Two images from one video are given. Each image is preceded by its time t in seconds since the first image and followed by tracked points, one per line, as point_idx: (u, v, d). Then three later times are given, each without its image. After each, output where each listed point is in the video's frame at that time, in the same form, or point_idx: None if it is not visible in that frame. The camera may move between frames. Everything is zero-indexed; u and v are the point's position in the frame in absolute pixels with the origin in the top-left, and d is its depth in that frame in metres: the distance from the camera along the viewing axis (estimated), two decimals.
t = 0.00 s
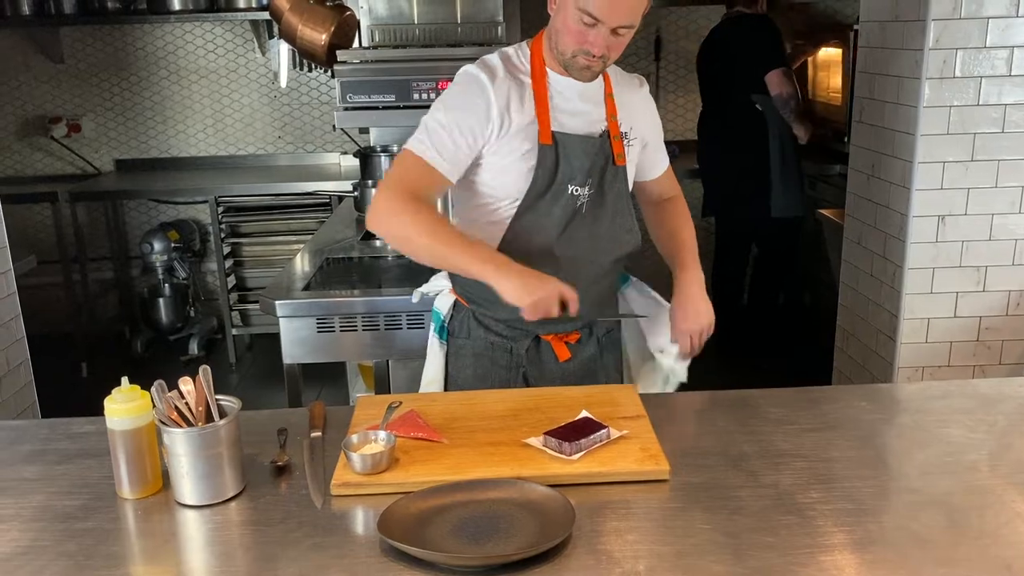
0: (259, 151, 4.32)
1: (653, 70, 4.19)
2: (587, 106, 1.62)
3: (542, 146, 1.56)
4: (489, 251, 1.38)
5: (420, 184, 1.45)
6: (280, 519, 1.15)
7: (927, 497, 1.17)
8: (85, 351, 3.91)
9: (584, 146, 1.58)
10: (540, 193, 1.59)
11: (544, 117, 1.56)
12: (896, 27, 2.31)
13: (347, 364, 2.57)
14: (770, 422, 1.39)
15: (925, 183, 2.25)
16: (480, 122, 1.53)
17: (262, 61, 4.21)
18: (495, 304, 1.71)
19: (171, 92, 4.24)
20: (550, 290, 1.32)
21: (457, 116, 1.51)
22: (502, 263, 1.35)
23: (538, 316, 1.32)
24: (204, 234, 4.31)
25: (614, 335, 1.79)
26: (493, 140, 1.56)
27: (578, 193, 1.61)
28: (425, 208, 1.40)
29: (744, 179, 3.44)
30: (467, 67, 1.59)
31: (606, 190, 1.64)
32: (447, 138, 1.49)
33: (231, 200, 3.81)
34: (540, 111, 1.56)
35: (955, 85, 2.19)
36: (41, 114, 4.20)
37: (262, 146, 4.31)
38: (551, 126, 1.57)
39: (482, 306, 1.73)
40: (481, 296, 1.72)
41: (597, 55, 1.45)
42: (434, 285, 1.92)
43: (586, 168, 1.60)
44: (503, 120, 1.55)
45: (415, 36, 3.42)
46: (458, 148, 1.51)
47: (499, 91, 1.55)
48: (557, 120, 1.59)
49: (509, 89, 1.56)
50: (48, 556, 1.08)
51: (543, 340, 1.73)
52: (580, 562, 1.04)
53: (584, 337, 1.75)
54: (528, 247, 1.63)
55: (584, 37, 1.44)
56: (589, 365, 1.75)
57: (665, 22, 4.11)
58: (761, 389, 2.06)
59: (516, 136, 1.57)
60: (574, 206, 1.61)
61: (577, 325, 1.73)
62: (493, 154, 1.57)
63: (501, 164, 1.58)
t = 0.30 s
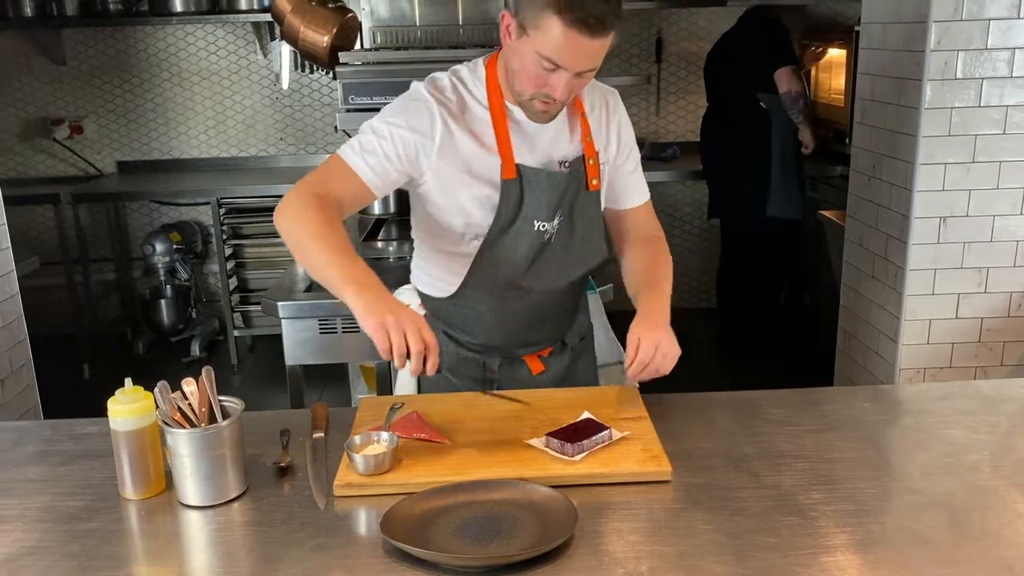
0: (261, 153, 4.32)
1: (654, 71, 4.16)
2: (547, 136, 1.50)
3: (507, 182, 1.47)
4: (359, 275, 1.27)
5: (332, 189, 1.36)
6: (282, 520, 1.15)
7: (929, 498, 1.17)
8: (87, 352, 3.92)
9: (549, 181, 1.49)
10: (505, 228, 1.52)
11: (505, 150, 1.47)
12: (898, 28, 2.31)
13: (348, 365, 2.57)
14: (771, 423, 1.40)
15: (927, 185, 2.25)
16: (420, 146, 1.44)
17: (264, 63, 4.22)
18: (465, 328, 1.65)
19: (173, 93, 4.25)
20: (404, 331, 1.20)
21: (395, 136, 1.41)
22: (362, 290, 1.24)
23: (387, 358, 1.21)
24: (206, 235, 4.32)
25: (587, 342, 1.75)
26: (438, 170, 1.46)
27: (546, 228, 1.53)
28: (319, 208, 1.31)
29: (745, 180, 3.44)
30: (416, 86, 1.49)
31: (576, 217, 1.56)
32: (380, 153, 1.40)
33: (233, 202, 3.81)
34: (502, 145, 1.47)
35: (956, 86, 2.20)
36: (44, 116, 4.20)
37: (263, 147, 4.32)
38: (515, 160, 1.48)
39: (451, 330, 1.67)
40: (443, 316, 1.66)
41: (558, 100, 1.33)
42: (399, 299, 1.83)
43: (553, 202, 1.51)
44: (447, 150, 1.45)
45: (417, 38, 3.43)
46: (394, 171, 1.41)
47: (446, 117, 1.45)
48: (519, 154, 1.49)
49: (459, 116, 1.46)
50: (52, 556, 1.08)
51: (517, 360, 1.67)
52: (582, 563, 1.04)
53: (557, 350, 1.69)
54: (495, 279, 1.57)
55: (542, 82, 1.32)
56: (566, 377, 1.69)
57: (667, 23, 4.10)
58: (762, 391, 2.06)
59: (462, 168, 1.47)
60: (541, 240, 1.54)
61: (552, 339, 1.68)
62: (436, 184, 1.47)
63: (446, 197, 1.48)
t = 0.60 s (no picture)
0: (263, 153, 4.33)
1: (655, 72, 4.15)
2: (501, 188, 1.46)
3: (464, 238, 1.47)
4: (358, 345, 1.22)
5: (295, 260, 1.27)
6: (284, 520, 1.15)
7: (930, 498, 1.17)
8: (89, 353, 3.93)
9: (508, 238, 1.50)
10: (466, 275, 1.54)
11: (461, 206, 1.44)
12: (899, 29, 2.31)
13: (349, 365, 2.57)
14: (772, 423, 1.40)
15: (928, 186, 2.26)
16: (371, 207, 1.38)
17: (265, 64, 4.22)
18: (429, 349, 1.67)
19: (175, 95, 4.25)
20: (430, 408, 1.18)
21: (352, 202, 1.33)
22: (369, 367, 1.19)
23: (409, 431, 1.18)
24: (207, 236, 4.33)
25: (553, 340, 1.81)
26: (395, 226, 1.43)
27: (510, 274, 1.55)
28: (291, 284, 1.23)
29: (760, 179, 3.41)
30: (357, 135, 1.40)
31: (537, 254, 1.57)
32: (339, 219, 1.31)
33: (235, 203, 3.80)
34: (457, 204, 1.43)
35: (957, 87, 2.20)
36: (46, 117, 4.19)
37: (265, 148, 4.32)
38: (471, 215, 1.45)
39: (416, 353, 1.68)
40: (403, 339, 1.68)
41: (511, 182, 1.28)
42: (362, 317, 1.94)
43: (513, 254, 1.53)
44: (402, 207, 1.42)
45: (418, 39, 3.43)
46: (351, 238, 1.35)
47: (398, 175, 1.40)
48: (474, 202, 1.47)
49: (410, 171, 1.41)
50: (55, 556, 1.09)
51: (487, 376, 1.72)
52: (582, 563, 1.04)
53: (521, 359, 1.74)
54: (459, 313, 1.60)
55: (492, 164, 1.25)
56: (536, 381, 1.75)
57: (668, 24, 4.10)
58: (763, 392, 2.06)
59: (420, 222, 1.45)
60: (502, 285, 1.57)
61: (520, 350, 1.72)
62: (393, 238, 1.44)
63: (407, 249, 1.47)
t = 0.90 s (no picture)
0: (264, 154, 4.33)
1: (656, 73, 4.16)
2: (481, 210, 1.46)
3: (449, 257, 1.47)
4: (356, 369, 1.24)
5: (282, 290, 1.26)
6: (284, 520, 1.16)
7: (930, 498, 1.17)
8: (90, 353, 3.93)
9: (493, 257, 1.51)
10: (451, 290, 1.54)
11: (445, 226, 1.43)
12: (899, 30, 2.31)
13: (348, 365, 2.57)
14: (772, 424, 1.40)
15: (928, 186, 2.26)
16: (354, 229, 1.37)
17: (266, 64, 4.22)
18: (414, 357, 1.67)
19: (176, 95, 4.25)
20: (441, 426, 1.20)
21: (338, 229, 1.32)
22: (375, 392, 1.22)
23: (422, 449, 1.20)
24: (207, 237, 4.33)
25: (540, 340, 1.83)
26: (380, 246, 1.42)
27: (493, 290, 1.56)
28: (280, 317, 1.22)
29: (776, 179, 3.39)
30: (336, 156, 1.38)
31: (521, 266, 1.59)
32: (325, 247, 1.30)
33: (235, 203, 3.80)
34: (442, 224, 1.43)
35: (957, 88, 2.20)
36: (47, 118, 4.20)
37: (266, 149, 4.32)
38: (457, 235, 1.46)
39: (400, 358, 1.69)
40: (387, 347, 1.69)
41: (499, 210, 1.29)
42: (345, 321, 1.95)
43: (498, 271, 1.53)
44: (384, 227, 1.41)
45: (418, 39, 3.44)
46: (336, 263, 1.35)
47: (381, 198, 1.39)
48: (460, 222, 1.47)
49: (394, 192, 1.40)
50: (55, 556, 1.09)
51: (473, 380, 1.72)
52: (581, 563, 1.04)
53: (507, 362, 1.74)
54: (442, 326, 1.61)
55: (479, 194, 1.27)
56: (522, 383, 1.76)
57: (668, 25, 4.10)
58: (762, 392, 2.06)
59: (407, 242, 1.45)
60: (486, 300, 1.57)
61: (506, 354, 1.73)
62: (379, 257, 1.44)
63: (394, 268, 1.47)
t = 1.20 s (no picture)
0: (264, 154, 4.33)
1: (656, 73, 4.15)
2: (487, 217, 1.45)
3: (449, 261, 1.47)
4: (355, 368, 1.25)
5: (280, 288, 1.27)
6: (283, 520, 1.16)
7: (929, 498, 1.17)
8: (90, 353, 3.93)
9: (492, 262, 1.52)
10: (449, 294, 1.55)
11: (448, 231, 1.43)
12: (898, 31, 2.31)
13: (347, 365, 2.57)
14: (771, 424, 1.40)
15: (927, 187, 2.26)
16: (354, 230, 1.37)
17: (266, 64, 4.22)
18: (408, 361, 1.67)
19: (176, 95, 4.25)
20: (441, 419, 1.22)
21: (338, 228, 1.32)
22: (375, 389, 1.23)
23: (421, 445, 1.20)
24: (208, 237, 4.33)
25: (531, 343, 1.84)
26: (378, 246, 1.42)
27: (489, 296, 1.58)
28: (278, 315, 1.23)
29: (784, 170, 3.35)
30: (337, 155, 1.37)
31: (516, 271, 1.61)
32: (323, 247, 1.30)
33: (236, 203, 3.81)
34: (442, 226, 1.43)
35: (956, 88, 2.20)
36: (47, 118, 4.20)
37: (266, 149, 4.33)
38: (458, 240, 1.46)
39: (392, 362, 1.68)
40: (379, 350, 1.68)
41: (509, 215, 1.30)
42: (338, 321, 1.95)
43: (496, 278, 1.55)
44: (384, 228, 1.41)
45: (418, 39, 3.44)
46: (334, 262, 1.34)
47: (382, 198, 1.38)
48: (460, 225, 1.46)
49: (396, 192, 1.40)
50: (55, 555, 1.09)
51: (465, 383, 1.73)
52: (579, 563, 1.04)
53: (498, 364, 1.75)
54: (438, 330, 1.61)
55: (491, 200, 1.27)
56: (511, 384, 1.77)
57: (668, 25, 4.10)
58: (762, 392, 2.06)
59: (406, 243, 1.44)
60: (482, 305, 1.59)
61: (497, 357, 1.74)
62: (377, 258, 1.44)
63: (391, 269, 1.47)
